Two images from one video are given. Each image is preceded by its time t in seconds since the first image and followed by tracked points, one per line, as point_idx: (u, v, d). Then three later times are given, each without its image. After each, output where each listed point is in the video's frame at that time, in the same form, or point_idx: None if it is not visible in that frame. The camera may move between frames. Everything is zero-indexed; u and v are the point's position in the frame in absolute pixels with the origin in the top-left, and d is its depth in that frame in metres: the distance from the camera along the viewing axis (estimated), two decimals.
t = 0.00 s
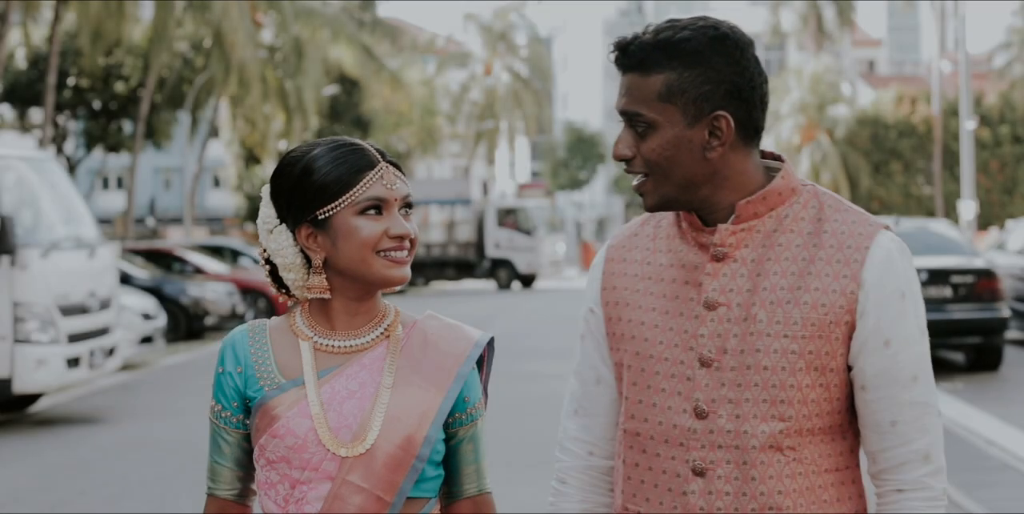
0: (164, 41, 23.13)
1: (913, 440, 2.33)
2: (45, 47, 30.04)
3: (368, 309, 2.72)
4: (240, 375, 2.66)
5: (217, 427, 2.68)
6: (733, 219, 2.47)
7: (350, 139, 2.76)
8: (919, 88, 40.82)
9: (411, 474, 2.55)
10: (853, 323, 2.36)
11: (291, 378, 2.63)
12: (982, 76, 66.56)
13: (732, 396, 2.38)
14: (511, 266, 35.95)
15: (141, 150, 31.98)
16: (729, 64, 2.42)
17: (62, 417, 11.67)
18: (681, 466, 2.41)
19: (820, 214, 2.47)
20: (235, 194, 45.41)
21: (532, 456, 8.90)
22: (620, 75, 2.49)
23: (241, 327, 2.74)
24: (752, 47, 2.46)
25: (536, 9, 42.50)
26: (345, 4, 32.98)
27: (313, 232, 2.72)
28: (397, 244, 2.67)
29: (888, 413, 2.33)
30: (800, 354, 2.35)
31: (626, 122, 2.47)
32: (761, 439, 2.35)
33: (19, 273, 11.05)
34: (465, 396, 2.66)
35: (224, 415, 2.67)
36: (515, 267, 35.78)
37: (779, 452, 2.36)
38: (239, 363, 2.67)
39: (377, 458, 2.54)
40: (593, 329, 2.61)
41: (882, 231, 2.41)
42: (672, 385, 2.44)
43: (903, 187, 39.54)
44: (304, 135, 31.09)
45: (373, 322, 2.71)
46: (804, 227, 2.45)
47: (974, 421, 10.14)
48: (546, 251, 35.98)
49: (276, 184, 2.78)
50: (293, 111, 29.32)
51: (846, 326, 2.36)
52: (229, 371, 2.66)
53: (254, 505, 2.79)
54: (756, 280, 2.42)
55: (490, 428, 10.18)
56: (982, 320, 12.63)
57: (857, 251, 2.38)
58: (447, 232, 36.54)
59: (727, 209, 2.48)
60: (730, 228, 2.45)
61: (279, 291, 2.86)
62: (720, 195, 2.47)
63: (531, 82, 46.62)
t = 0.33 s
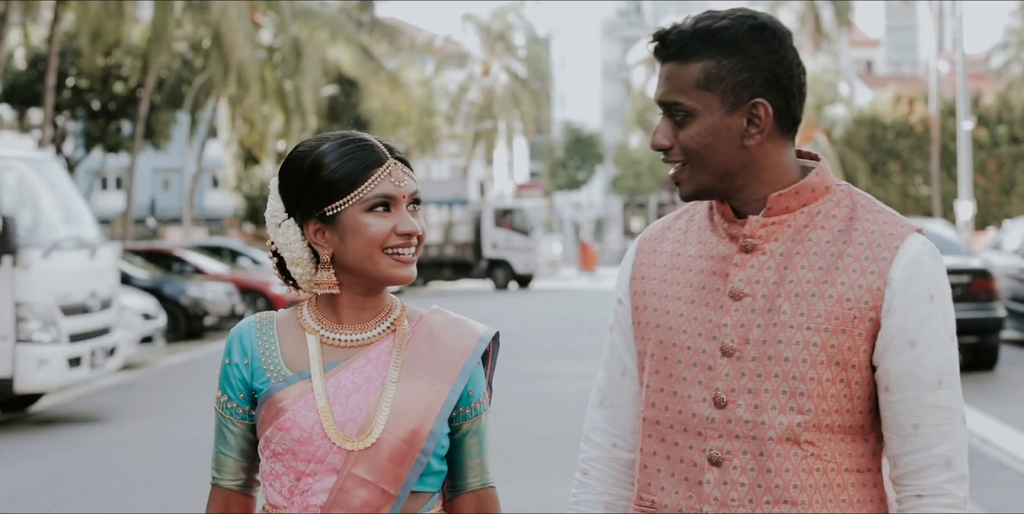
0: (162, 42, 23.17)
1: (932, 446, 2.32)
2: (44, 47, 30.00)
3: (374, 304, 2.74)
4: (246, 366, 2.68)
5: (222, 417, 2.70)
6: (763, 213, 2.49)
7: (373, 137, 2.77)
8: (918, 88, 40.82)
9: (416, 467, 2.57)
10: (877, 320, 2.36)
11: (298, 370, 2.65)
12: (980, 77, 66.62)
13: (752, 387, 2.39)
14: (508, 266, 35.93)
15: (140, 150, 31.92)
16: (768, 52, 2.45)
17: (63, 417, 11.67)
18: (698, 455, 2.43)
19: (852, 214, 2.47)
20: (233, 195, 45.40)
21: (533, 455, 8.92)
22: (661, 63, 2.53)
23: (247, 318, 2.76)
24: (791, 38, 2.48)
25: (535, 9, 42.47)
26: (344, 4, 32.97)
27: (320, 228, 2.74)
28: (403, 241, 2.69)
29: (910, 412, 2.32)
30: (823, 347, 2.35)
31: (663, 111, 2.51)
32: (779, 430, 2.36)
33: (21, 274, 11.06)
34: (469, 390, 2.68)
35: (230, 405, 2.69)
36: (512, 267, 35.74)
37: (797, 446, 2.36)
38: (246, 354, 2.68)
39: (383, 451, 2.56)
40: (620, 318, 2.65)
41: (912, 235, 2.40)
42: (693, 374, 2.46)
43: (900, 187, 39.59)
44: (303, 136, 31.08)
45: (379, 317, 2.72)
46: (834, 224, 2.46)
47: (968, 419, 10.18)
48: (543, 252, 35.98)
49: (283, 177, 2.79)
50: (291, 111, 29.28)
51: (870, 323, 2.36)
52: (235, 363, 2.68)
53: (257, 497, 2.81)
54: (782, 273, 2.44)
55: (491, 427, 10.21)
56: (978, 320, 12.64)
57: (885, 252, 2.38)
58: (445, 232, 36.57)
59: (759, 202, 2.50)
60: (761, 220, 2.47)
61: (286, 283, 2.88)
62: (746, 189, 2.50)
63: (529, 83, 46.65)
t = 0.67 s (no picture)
0: (161, 42, 23.19)
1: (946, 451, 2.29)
2: (43, 47, 30.03)
3: (378, 303, 2.77)
4: (250, 363, 2.70)
5: (224, 414, 2.73)
6: (781, 211, 2.48)
7: (387, 140, 2.79)
8: (915, 87, 40.76)
9: (418, 469, 2.60)
10: (891, 318, 2.33)
11: (302, 370, 2.66)
12: (976, 76, 66.71)
13: (764, 384, 2.38)
14: (505, 266, 35.96)
15: (139, 151, 31.96)
16: (798, 49, 2.45)
17: (64, 415, 11.70)
18: (707, 451, 2.42)
19: (868, 214, 2.45)
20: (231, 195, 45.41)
21: (531, 455, 8.93)
22: (689, 55, 2.54)
23: (251, 316, 2.78)
24: (817, 37, 2.47)
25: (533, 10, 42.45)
26: (343, 4, 33.01)
27: (326, 228, 2.77)
28: (409, 242, 2.71)
29: (919, 413, 2.29)
30: (836, 346, 2.34)
31: (689, 104, 2.51)
32: (792, 429, 2.34)
33: (21, 274, 11.09)
34: (471, 391, 2.71)
35: (232, 401, 2.71)
36: (509, 267, 35.79)
37: (809, 445, 2.34)
38: (249, 353, 2.70)
39: (387, 451, 2.58)
40: (635, 314, 2.66)
41: (928, 234, 2.39)
42: (706, 369, 2.45)
43: (897, 187, 39.58)
44: (301, 136, 31.06)
45: (383, 318, 2.75)
46: (852, 223, 2.45)
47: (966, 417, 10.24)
48: (539, 252, 36.06)
49: (289, 174, 2.82)
50: (290, 112, 29.24)
51: (884, 322, 2.33)
52: (239, 360, 2.70)
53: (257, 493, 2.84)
54: (799, 272, 2.42)
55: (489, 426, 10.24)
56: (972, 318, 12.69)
57: (901, 252, 2.36)
58: (443, 232, 36.59)
59: (777, 200, 2.51)
60: (778, 219, 2.47)
61: (291, 282, 2.90)
62: (764, 186, 2.51)
63: (527, 83, 46.65)
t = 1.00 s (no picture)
0: (160, 42, 23.20)
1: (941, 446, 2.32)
2: (43, 47, 30.05)
3: (377, 309, 2.80)
4: (249, 368, 2.72)
5: (222, 416, 2.75)
6: (788, 208, 2.49)
7: (392, 148, 2.81)
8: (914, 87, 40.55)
9: (418, 475, 2.63)
10: (899, 314, 2.35)
11: (303, 375, 2.69)
12: (973, 76, 66.76)
13: (774, 380, 2.38)
14: (503, 266, 35.99)
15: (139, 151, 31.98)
16: (805, 47, 2.47)
17: (64, 414, 11.73)
18: (714, 446, 2.41)
19: (874, 213, 2.46)
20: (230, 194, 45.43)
21: (528, 455, 8.93)
22: (698, 55, 2.54)
23: (250, 319, 2.80)
24: (824, 40, 2.49)
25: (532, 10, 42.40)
26: (342, 4, 33.08)
27: (328, 234, 2.79)
28: (411, 249, 2.75)
29: (919, 403, 2.30)
30: (844, 341, 2.35)
31: (697, 102, 2.51)
32: (801, 424, 2.35)
33: (23, 274, 11.12)
34: (469, 399, 2.73)
35: (229, 405, 2.73)
36: (506, 267, 35.90)
37: (819, 439, 2.35)
38: (249, 357, 2.73)
39: (387, 458, 2.61)
40: (636, 311, 2.65)
41: (933, 234, 2.41)
42: (713, 365, 2.45)
43: (895, 188, 39.49)
44: (299, 136, 31.04)
45: (382, 324, 2.78)
46: (857, 222, 2.46)
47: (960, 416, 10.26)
48: (536, 251, 36.21)
49: (290, 178, 2.83)
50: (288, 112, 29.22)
51: (891, 318, 2.35)
52: (237, 364, 2.73)
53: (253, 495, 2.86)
54: (806, 268, 2.43)
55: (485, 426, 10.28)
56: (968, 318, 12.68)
57: (907, 249, 2.37)
58: (441, 232, 36.59)
59: (784, 198, 2.51)
60: (785, 217, 2.47)
61: (289, 286, 2.92)
62: (771, 182, 2.52)
63: (526, 83, 46.63)
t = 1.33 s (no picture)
0: (160, 42, 23.20)
1: (936, 439, 2.31)
2: (43, 47, 30.07)
3: (372, 319, 2.80)
4: (242, 377, 2.73)
5: (214, 426, 2.75)
6: (781, 211, 2.49)
7: (389, 154, 2.83)
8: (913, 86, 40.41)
9: (413, 484, 2.64)
10: (892, 316, 2.37)
11: (298, 385, 2.70)
12: (973, 75, 66.66)
13: (770, 382, 2.38)
14: (501, 265, 36.06)
15: (138, 150, 31.98)
16: (802, 48, 2.49)
17: (65, 413, 11.75)
18: (710, 449, 2.41)
19: (864, 216, 2.48)
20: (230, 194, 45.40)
21: (525, 455, 8.93)
22: (693, 55, 2.55)
23: (245, 328, 2.81)
24: (816, 45, 2.51)
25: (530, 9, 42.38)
26: (342, 5, 33.10)
27: (324, 244, 2.80)
28: (407, 259, 2.76)
29: (916, 406, 2.31)
30: (839, 344, 2.36)
31: (691, 100, 2.52)
32: (795, 425, 2.36)
33: (24, 273, 11.13)
34: (465, 407, 2.75)
35: (223, 414, 2.74)
36: (504, 266, 35.92)
37: (814, 441, 2.35)
38: (242, 367, 2.73)
39: (382, 466, 2.62)
40: (626, 315, 2.63)
41: (924, 235, 2.43)
42: (707, 367, 2.44)
43: (894, 186, 39.35)
44: (299, 136, 31.04)
45: (377, 332, 2.78)
46: (848, 224, 2.47)
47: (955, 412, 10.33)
48: (534, 251, 36.23)
49: (283, 188, 2.83)
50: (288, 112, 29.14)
51: (885, 320, 2.37)
52: (232, 374, 2.73)
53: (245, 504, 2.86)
54: (798, 271, 2.43)
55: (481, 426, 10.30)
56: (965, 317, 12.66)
57: (899, 253, 2.39)
58: (440, 232, 36.61)
59: (776, 201, 2.52)
60: (778, 218, 2.47)
61: (282, 293, 2.93)
62: (764, 183, 2.53)
63: (525, 82, 46.61)
